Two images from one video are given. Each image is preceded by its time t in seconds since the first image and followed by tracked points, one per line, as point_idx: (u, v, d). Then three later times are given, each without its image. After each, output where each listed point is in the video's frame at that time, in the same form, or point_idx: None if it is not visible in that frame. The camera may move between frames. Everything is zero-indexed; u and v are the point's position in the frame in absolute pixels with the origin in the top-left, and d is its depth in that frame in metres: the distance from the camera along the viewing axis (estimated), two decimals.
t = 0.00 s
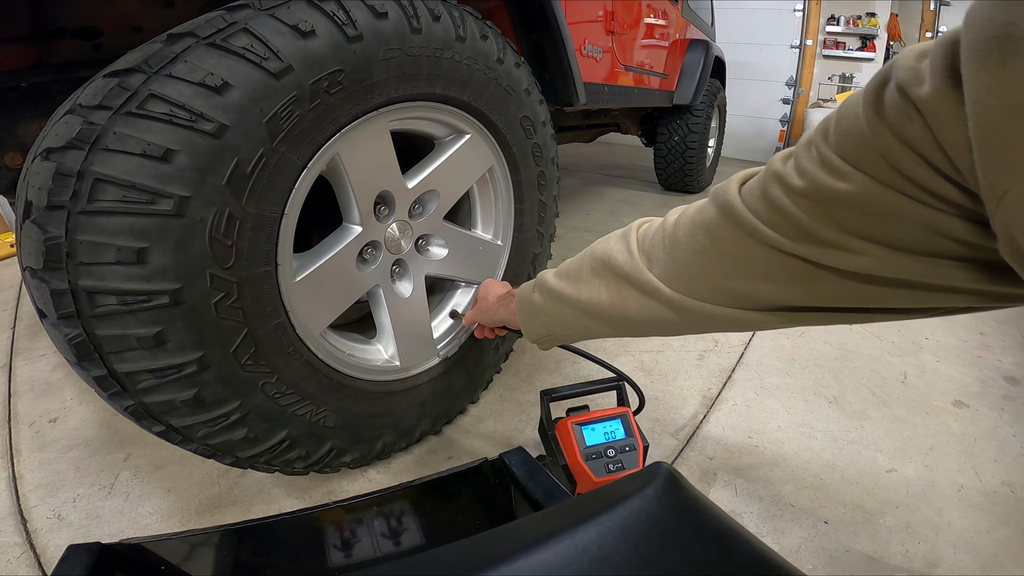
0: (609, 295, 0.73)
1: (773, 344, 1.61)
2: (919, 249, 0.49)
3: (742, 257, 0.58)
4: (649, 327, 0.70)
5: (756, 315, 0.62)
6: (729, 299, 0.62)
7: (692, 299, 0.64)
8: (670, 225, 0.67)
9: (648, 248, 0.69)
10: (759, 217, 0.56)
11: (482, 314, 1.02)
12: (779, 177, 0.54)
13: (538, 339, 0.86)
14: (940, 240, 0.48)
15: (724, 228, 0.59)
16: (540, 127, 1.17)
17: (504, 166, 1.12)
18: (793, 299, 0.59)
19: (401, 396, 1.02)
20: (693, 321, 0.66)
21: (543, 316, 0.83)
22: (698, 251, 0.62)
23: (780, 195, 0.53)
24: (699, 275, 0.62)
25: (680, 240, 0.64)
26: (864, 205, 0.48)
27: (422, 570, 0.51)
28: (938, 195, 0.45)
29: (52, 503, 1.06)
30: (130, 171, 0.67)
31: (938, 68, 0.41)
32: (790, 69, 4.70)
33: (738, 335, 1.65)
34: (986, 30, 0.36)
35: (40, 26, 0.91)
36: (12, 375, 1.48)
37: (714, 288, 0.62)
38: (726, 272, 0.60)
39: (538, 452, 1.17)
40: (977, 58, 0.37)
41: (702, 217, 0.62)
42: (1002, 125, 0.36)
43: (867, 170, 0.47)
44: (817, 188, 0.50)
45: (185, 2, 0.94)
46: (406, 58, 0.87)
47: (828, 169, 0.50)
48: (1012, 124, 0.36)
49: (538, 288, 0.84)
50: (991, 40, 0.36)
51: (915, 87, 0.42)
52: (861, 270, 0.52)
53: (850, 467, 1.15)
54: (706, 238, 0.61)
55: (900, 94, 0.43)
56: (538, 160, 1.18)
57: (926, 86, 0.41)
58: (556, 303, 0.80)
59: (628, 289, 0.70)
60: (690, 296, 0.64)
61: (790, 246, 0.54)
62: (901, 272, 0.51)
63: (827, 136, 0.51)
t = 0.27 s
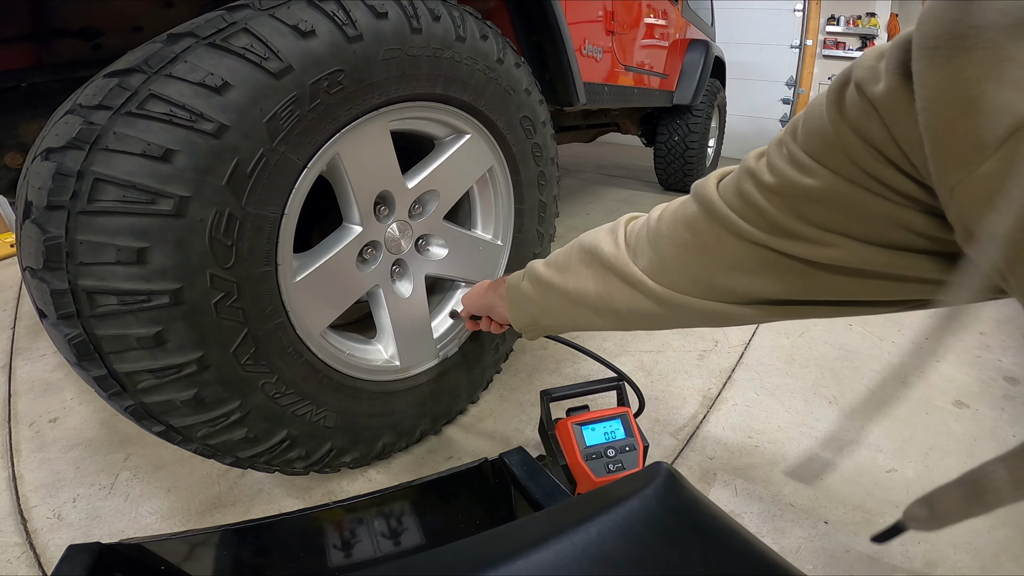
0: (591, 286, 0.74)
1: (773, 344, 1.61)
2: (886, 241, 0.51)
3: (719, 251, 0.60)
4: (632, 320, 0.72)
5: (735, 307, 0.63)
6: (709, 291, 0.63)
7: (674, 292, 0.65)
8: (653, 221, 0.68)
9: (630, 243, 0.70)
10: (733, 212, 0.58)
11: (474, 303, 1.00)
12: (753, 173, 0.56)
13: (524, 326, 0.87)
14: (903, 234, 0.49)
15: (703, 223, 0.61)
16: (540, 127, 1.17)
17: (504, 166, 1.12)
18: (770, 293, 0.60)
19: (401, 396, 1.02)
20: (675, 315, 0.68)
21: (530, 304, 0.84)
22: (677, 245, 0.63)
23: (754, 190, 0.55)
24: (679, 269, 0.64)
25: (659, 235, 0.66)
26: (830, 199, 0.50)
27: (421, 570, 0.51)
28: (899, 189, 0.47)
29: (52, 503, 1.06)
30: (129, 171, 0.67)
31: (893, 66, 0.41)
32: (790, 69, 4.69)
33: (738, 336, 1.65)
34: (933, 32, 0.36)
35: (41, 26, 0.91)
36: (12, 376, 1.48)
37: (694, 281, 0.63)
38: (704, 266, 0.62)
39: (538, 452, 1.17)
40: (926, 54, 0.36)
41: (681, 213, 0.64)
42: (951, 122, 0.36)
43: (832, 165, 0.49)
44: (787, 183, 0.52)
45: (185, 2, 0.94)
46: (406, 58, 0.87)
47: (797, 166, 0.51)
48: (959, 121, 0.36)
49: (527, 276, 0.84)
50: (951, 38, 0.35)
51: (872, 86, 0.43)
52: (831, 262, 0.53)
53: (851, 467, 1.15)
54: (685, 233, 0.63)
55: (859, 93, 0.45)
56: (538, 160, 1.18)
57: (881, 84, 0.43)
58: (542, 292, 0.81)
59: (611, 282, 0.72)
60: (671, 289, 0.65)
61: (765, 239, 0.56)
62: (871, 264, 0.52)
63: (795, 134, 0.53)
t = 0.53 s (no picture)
0: (590, 274, 0.74)
1: (773, 344, 1.61)
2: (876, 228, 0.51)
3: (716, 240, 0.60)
4: (630, 308, 0.72)
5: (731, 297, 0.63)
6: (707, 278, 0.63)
7: (672, 282, 0.65)
8: (653, 213, 0.69)
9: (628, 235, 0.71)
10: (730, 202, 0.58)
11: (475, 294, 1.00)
12: (749, 164, 0.57)
13: (521, 313, 0.87)
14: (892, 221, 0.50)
15: (701, 212, 0.62)
16: (540, 127, 1.17)
17: (504, 166, 1.12)
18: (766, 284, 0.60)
19: (401, 396, 1.02)
20: (674, 303, 0.67)
21: (531, 291, 0.84)
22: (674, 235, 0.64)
23: (751, 181, 0.56)
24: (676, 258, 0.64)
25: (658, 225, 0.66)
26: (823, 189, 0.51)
27: (421, 570, 0.51)
28: (887, 178, 0.48)
29: (52, 503, 1.06)
30: (129, 170, 0.67)
31: (878, 61, 0.43)
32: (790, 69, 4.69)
33: (738, 335, 1.65)
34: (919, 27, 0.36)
35: (41, 26, 0.91)
36: (12, 376, 1.48)
37: (690, 271, 0.64)
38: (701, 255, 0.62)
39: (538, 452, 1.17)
40: (907, 49, 0.37)
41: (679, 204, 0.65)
42: (932, 110, 0.38)
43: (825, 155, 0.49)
44: (781, 173, 0.53)
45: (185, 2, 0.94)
46: (406, 58, 0.87)
47: (791, 157, 0.52)
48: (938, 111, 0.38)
49: (528, 263, 0.84)
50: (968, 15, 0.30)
51: (860, 80, 0.45)
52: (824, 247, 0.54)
53: (851, 467, 1.15)
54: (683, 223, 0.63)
55: (847, 87, 0.46)
56: (538, 160, 1.18)
57: (867, 78, 0.44)
58: (543, 278, 0.81)
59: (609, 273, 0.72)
60: (668, 278, 0.65)
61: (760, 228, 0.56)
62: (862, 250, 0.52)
63: (790, 127, 0.54)
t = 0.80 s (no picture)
0: (582, 279, 0.74)
1: (773, 344, 1.61)
2: (865, 233, 0.51)
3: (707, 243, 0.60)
4: (622, 314, 0.72)
5: (724, 300, 0.63)
6: (699, 283, 0.63)
7: (665, 284, 0.65)
8: (645, 219, 0.69)
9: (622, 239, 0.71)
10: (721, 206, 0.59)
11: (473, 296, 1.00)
12: (740, 169, 0.57)
13: (516, 318, 0.87)
14: (879, 226, 0.50)
15: (692, 217, 0.62)
16: (540, 127, 1.17)
17: (504, 166, 1.12)
18: (758, 287, 0.60)
19: (401, 396, 1.02)
20: (666, 309, 0.67)
21: (526, 296, 0.84)
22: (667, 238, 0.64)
23: (740, 186, 0.57)
24: (668, 262, 0.64)
25: (651, 229, 0.66)
26: (809, 193, 0.51)
27: (421, 570, 0.51)
28: (872, 183, 0.48)
29: (52, 503, 1.06)
30: (129, 170, 0.67)
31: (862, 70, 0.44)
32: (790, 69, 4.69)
33: (738, 335, 1.65)
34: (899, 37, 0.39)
35: (41, 26, 0.91)
36: (12, 376, 1.48)
37: (682, 274, 0.63)
38: (693, 259, 0.62)
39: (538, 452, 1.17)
40: (893, 53, 0.39)
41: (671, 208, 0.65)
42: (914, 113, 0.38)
43: (811, 161, 0.51)
44: (770, 179, 0.53)
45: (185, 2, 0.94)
46: (406, 58, 0.87)
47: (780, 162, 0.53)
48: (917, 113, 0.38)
49: (523, 268, 0.84)
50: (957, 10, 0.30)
51: (845, 84, 0.46)
52: (811, 252, 0.54)
53: (850, 467, 1.15)
54: (675, 227, 0.63)
55: (834, 92, 0.47)
56: (538, 160, 1.18)
57: (852, 83, 0.45)
58: (537, 282, 0.81)
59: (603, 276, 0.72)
60: (660, 281, 0.65)
61: (751, 231, 0.56)
62: (850, 256, 0.52)
63: (779, 134, 0.55)
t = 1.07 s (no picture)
0: (582, 277, 0.74)
1: (773, 344, 1.61)
2: (858, 233, 0.52)
3: (705, 241, 0.60)
4: (621, 312, 0.72)
5: (722, 299, 0.63)
6: (697, 281, 0.63)
7: (663, 283, 0.65)
8: (645, 218, 0.69)
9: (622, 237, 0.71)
10: (718, 205, 0.59)
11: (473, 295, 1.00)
12: (736, 169, 0.57)
13: (516, 316, 0.87)
14: (873, 225, 0.50)
15: (690, 216, 0.62)
16: (540, 127, 1.17)
17: (504, 166, 1.11)
18: (755, 285, 0.60)
19: (401, 396, 1.02)
20: (664, 307, 0.67)
21: (527, 293, 0.84)
22: (665, 236, 0.64)
23: (737, 186, 0.57)
24: (666, 260, 0.64)
25: (650, 227, 0.66)
26: (804, 194, 0.51)
27: (421, 570, 0.51)
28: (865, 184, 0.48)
29: (52, 503, 1.06)
30: (129, 170, 0.67)
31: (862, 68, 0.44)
32: (790, 68, 4.68)
33: (738, 335, 1.65)
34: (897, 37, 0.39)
35: (41, 26, 0.91)
36: (12, 375, 1.48)
37: (680, 272, 0.64)
38: (691, 257, 0.62)
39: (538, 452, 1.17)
40: (885, 56, 0.39)
41: (670, 206, 0.65)
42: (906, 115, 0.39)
43: (806, 162, 0.51)
44: (766, 179, 0.54)
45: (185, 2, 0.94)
46: (406, 58, 0.87)
47: (776, 163, 0.53)
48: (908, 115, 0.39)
49: (524, 266, 0.84)
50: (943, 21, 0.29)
51: (839, 87, 0.46)
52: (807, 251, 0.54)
53: (850, 467, 1.15)
54: (673, 225, 0.63)
55: (829, 94, 0.47)
56: (538, 160, 1.18)
57: (846, 85, 0.45)
58: (538, 280, 0.81)
59: (602, 274, 0.72)
60: (659, 279, 0.65)
61: (748, 230, 0.57)
62: (844, 255, 0.52)
63: (776, 135, 0.55)
